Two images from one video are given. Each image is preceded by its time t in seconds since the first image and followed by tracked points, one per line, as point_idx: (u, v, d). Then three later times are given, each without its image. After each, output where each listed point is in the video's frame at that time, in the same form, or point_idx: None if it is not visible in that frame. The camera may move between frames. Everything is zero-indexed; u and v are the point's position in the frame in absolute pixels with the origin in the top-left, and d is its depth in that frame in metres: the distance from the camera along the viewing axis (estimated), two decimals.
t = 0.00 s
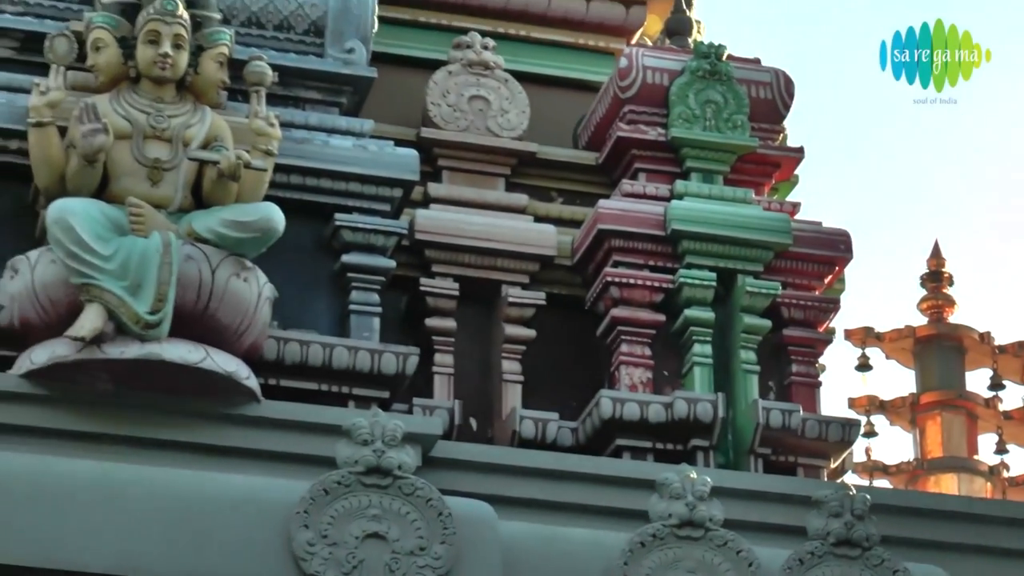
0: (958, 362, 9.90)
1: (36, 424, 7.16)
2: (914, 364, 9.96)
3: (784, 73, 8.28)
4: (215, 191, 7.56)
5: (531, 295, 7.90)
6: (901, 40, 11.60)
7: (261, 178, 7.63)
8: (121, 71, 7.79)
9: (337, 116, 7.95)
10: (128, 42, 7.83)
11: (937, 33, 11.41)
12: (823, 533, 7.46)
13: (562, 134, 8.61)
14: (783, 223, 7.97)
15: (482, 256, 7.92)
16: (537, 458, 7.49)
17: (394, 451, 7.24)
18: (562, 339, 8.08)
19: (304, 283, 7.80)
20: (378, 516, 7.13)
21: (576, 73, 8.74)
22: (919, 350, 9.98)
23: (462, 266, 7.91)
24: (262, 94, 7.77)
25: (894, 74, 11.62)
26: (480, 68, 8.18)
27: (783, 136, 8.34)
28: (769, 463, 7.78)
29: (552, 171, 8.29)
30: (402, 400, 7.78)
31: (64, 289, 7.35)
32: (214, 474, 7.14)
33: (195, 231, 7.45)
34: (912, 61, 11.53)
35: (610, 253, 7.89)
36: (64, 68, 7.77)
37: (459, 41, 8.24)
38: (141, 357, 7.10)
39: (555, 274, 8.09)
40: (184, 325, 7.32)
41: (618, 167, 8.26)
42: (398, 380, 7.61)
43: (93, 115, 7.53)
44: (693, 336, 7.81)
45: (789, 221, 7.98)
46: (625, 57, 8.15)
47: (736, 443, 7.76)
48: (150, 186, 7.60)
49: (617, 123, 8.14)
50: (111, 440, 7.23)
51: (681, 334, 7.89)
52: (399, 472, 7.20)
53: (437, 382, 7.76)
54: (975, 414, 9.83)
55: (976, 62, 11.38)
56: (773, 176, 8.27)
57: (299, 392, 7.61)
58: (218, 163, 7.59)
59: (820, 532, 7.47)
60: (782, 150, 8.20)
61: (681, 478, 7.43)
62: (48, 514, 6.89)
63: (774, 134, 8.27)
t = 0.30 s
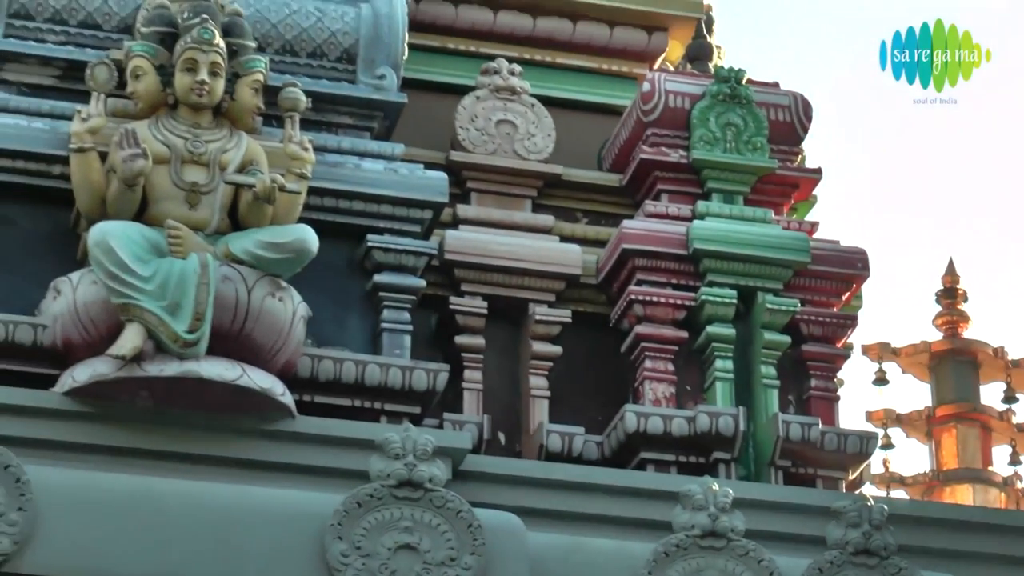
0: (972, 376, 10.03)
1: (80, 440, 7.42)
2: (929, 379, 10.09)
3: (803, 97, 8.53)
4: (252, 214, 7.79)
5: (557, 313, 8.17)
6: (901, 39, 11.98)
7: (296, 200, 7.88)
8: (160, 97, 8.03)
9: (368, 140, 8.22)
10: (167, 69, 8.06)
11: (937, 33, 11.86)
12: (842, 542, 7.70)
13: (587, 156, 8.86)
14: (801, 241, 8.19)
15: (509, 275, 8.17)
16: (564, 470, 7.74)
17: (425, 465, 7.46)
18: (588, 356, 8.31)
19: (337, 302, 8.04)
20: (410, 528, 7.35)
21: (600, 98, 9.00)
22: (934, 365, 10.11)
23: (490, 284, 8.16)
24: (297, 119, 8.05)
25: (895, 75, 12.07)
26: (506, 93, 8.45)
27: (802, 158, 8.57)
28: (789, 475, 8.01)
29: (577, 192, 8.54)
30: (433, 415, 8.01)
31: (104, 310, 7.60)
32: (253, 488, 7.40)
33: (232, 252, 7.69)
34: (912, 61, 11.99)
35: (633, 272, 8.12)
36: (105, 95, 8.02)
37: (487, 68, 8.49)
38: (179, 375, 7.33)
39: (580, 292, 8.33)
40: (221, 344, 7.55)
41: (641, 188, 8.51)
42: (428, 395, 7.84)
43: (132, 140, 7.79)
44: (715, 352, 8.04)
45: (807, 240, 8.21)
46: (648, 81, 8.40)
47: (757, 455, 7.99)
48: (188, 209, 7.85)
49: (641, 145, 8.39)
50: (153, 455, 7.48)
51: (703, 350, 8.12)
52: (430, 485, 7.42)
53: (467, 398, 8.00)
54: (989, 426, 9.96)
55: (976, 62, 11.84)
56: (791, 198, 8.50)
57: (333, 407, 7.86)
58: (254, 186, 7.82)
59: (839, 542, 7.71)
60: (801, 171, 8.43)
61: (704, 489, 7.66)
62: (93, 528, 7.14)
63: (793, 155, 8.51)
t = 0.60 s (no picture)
0: (972, 386, 10.30)
1: (122, 451, 7.82)
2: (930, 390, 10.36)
3: (807, 121, 8.93)
4: (283, 236, 8.19)
5: (574, 329, 8.56)
6: (901, 40, 12.24)
7: (325, 223, 8.28)
8: (195, 125, 8.43)
9: (393, 165, 8.63)
10: (202, 98, 8.46)
11: (937, 34, 12.11)
12: (846, 546, 8.10)
13: (602, 178, 9.27)
14: (806, 259, 8.58)
15: (528, 292, 8.58)
16: (582, 479, 8.14)
17: (449, 473, 7.85)
18: (603, 369, 8.72)
19: (364, 319, 8.45)
20: (435, 533, 7.74)
21: (614, 123, 9.40)
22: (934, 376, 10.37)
23: (510, 301, 8.56)
24: (325, 145, 8.45)
25: (894, 75, 12.31)
26: (525, 119, 8.85)
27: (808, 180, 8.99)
28: (796, 482, 8.40)
29: (593, 213, 8.95)
30: (457, 426, 8.41)
31: (142, 327, 7.98)
32: (286, 496, 7.81)
33: (264, 273, 8.07)
34: (912, 61, 12.23)
35: (647, 289, 8.52)
36: (143, 123, 8.41)
37: (506, 96, 8.92)
38: (216, 389, 7.76)
39: (596, 308, 8.73)
40: (255, 360, 7.95)
41: (653, 209, 8.91)
42: (452, 408, 8.24)
43: (170, 166, 8.19)
44: (725, 365, 8.44)
45: (812, 258, 8.58)
46: (659, 108, 8.82)
47: (765, 463, 8.38)
48: (222, 232, 8.25)
49: (653, 168, 8.79)
50: (191, 466, 7.87)
51: (713, 363, 8.52)
52: (453, 492, 7.81)
53: (488, 409, 8.40)
54: (988, 435, 10.24)
55: (976, 62, 12.13)
56: (796, 218, 8.91)
57: (361, 419, 8.26)
58: (285, 210, 8.21)
59: (844, 546, 8.11)
60: (806, 192, 8.84)
61: (715, 496, 8.05)
62: (135, 534, 7.55)
63: (798, 177, 8.92)
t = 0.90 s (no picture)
0: (980, 400, 10.48)
1: (168, 462, 8.22)
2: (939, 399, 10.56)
3: (821, 144, 9.30)
4: (320, 255, 8.56)
5: (599, 343, 8.93)
6: (901, 40, 12.70)
7: (360, 243, 8.65)
8: (236, 150, 8.82)
9: (425, 187, 9.04)
10: (242, 124, 8.85)
11: (937, 34, 12.55)
12: (860, 550, 8.49)
13: (625, 198, 9.66)
14: (821, 276, 8.92)
15: (554, 308, 8.96)
16: (607, 486, 8.52)
17: (480, 481, 8.24)
18: (627, 382, 9.10)
19: (398, 335, 8.84)
20: (466, 539, 8.14)
21: (635, 147, 9.78)
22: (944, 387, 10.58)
23: (537, 317, 8.95)
24: (360, 168, 8.81)
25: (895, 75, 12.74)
26: (551, 143, 9.25)
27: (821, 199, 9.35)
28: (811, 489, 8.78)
29: (616, 232, 9.34)
30: (487, 436, 8.79)
31: (185, 343, 8.36)
32: (325, 505, 8.21)
33: (303, 290, 8.44)
34: (912, 61, 12.68)
35: (668, 304, 8.90)
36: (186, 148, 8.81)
37: (532, 121, 9.31)
38: (257, 402, 8.15)
39: (619, 324, 9.11)
40: (293, 374, 8.34)
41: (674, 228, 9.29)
42: (482, 419, 8.63)
43: (212, 190, 8.55)
44: (743, 377, 8.81)
45: (827, 274, 8.95)
46: (679, 131, 9.19)
47: (781, 471, 8.76)
48: (262, 252, 8.62)
49: (673, 189, 9.17)
50: (234, 476, 8.25)
51: (732, 375, 8.88)
52: (484, 500, 8.20)
53: (517, 420, 8.79)
54: (997, 445, 10.37)
55: (976, 62, 12.54)
56: (811, 236, 9.28)
57: (395, 431, 8.62)
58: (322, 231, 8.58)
59: (858, 549, 8.50)
60: (819, 211, 9.20)
61: (733, 503, 8.44)
62: (182, 540, 7.94)
63: (812, 198, 9.28)
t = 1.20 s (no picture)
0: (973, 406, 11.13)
1: (205, 469, 8.69)
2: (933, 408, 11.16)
3: (820, 166, 9.83)
4: (347, 272, 9.06)
5: (611, 354, 9.45)
6: (901, 40, 13.20)
7: (385, 261, 9.18)
8: (268, 173, 9.35)
9: (446, 209, 9.56)
10: (273, 149, 9.39)
11: (937, 34, 13.05)
12: (859, 550, 8.95)
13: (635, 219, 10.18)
14: (820, 290, 9.42)
15: (568, 322, 9.48)
16: (618, 490, 9.02)
17: (498, 486, 8.71)
18: (637, 392, 9.61)
19: (422, 348, 9.35)
20: (485, 540, 8.60)
21: (644, 169, 10.30)
22: (937, 395, 11.18)
23: (552, 330, 9.46)
24: (384, 190, 9.36)
25: (894, 75, 13.29)
26: (565, 165, 9.79)
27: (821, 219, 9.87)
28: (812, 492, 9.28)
29: (626, 250, 9.86)
30: (504, 443, 9.28)
31: (220, 356, 8.85)
32: (353, 508, 8.66)
33: (331, 305, 8.94)
34: (912, 61, 13.18)
35: (676, 318, 9.41)
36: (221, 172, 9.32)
37: (547, 145, 9.86)
38: (288, 410, 8.60)
39: (630, 336, 9.62)
40: (322, 386, 8.81)
41: (681, 246, 9.80)
42: (501, 426, 9.12)
43: (246, 212, 9.07)
44: (747, 386, 9.32)
45: (826, 289, 9.45)
46: (686, 154, 9.73)
47: (784, 475, 9.26)
48: (293, 270, 9.13)
49: (680, 210, 9.69)
50: (267, 482, 8.76)
51: (736, 385, 9.39)
52: (502, 503, 8.67)
53: (533, 428, 9.29)
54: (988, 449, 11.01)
55: (977, 61, 13.04)
56: (811, 253, 9.81)
57: (418, 438, 9.11)
58: (349, 249, 9.09)
59: (857, 549, 8.96)
60: (817, 229, 9.72)
61: (738, 505, 8.92)
62: (218, 542, 8.37)
63: (812, 217, 9.80)
